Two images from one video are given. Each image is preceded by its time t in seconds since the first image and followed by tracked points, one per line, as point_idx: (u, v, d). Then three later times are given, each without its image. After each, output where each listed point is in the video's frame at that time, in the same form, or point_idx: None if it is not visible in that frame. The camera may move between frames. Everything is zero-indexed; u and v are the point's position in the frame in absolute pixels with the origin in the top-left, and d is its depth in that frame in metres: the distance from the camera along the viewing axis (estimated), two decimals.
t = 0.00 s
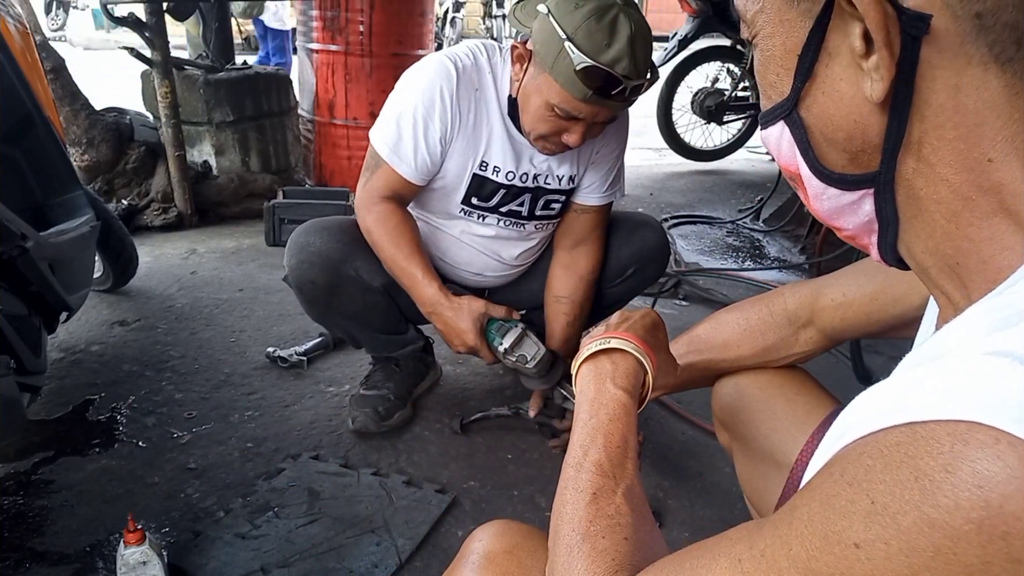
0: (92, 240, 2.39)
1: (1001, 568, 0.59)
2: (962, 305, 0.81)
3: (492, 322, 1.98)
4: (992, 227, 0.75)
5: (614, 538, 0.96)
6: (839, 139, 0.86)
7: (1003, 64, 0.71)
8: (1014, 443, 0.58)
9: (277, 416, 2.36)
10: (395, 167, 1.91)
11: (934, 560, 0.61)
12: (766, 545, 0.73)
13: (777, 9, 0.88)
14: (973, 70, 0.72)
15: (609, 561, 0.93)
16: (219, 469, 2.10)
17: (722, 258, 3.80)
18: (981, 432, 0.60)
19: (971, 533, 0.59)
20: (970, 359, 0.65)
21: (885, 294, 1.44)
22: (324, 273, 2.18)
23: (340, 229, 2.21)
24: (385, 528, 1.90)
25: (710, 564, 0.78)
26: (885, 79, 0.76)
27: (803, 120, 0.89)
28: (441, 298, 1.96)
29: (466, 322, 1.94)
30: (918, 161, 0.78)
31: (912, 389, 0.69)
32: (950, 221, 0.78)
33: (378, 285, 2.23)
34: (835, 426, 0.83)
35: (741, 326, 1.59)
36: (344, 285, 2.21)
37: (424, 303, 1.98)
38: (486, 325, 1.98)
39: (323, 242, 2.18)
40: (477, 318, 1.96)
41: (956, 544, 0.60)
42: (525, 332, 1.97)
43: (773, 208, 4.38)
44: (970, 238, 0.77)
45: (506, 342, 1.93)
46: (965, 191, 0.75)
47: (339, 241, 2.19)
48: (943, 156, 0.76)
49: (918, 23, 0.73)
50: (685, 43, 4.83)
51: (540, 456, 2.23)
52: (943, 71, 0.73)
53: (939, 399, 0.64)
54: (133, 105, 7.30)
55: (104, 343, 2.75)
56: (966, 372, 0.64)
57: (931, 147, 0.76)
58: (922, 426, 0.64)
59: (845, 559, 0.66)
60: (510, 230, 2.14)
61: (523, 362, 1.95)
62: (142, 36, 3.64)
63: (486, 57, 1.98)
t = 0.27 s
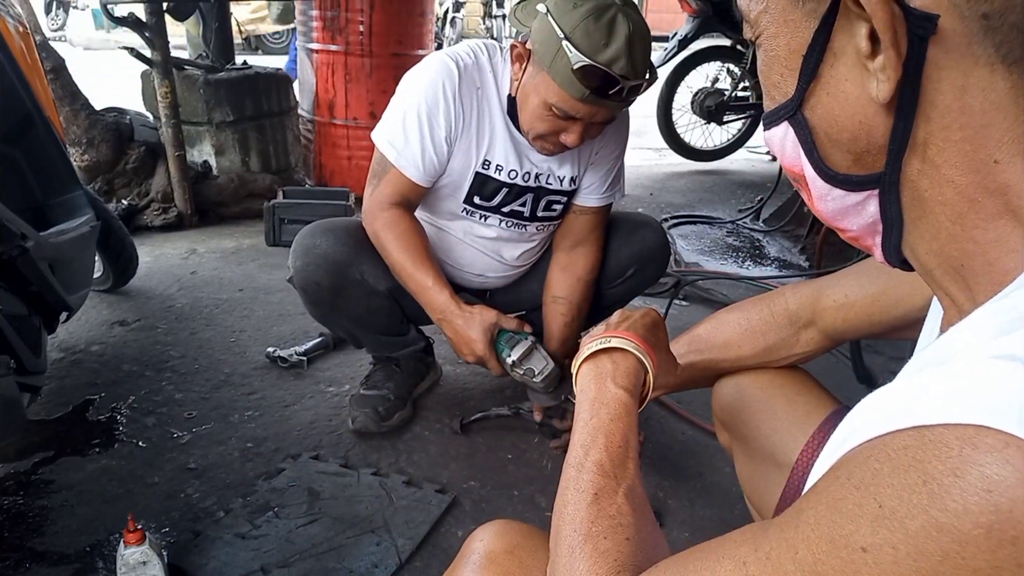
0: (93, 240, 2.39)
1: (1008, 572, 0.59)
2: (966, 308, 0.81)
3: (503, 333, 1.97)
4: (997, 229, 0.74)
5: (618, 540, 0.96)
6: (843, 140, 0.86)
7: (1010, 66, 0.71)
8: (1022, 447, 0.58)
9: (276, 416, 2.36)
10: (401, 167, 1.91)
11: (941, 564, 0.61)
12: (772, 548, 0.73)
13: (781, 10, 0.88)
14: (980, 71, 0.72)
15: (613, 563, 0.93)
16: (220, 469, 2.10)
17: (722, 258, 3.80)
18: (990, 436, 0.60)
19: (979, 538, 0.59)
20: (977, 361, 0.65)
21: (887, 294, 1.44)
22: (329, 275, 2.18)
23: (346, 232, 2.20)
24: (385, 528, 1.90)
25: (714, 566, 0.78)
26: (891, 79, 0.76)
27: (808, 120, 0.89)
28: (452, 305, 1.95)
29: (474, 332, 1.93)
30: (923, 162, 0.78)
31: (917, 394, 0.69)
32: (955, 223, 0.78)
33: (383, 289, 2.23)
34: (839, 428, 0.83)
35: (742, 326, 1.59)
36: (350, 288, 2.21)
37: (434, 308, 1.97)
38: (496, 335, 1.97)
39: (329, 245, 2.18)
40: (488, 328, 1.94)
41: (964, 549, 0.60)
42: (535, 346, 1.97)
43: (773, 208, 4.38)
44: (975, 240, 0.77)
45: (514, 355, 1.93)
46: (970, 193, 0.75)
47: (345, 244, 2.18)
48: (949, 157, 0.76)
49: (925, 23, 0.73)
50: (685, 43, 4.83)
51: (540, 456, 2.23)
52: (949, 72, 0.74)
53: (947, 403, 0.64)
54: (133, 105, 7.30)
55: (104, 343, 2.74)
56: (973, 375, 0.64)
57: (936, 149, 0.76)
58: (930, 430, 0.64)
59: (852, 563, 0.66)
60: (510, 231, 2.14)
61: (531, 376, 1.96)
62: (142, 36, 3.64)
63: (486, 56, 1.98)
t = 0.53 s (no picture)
0: (93, 240, 2.39)
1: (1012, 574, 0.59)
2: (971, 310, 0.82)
3: (507, 330, 1.97)
4: (1004, 230, 0.75)
5: (621, 542, 0.96)
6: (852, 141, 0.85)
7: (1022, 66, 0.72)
8: None
9: (276, 416, 2.36)
10: (401, 172, 1.91)
11: (944, 566, 0.61)
12: (774, 550, 0.73)
13: (787, 11, 0.87)
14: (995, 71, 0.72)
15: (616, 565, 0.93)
16: (220, 469, 2.10)
17: (722, 258, 3.80)
18: (993, 439, 0.60)
19: (983, 540, 0.59)
20: (980, 363, 0.65)
21: (888, 294, 1.44)
22: (330, 280, 2.18)
23: (347, 236, 2.20)
24: (386, 528, 1.89)
25: (716, 567, 0.78)
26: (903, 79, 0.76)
27: (817, 123, 0.88)
28: (456, 305, 1.95)
29: (479, 329, 1.93)
30: (931, 164, 0.78)
31: (921, 395, 0.69)
32: (962, 225, 0.78)
33: (384, 292, 2.23)
34: (841, 430, 0.83)
35: (743, 326, 1.59)
36: (350, 292, 2.21)
37: (438, 309, 1.98)
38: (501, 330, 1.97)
39: (330, 250, 2.18)
40: (492, 325, 1.94)
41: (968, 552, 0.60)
42: (541, 339, 1.97)
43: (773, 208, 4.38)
44: (981, 243, 0.77)
45: (521, 348, 1.93)
46: (979, 195, 0.75)
47: (345, 249, 2.18)
48: (959, 159, 0.75)
49: (949, 22, 0.72)
50: (685, 43, 4.83)
51: (540, 456, 2.23)
52: (965, 71, 0.73)
53: (952, 405, 0.64)
54: (133, 105, 7.31)
55: (104, 343, 2.74)
56: (976, 376, 0.64)
57: (946, 150, 0.76)
58: (932, 432, 0.64)
59: (855, 564, 0.66)
60: (512, 234, 2.13)
61: (539, 368, 1.95)
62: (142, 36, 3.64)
63: (488, 59, 1.98)
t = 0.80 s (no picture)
0: (93, 240, 2.39)
1: None
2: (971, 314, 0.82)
3: (510, 329, 1.97)
4: (1005, 233, 0.75)
5: (620, 544, 0.96)
6: (854, 144, 0.85)
7: None
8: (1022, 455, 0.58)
9: (276, 416, 2.36)
10: (401, 175, 1.91)
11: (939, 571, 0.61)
12: (770, 553, 0.73)
13: (786, 16, 0.86)
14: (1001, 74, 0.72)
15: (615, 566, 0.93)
16: (220, 469, 2.10)
17: (722, 258, 3.80)
18: (988, 444, 0.60)
19: (979, 546, 0.59)
20: (978, 368, 0.65)
21: (888, 293, 1.44)
22: (332, 283, 2.18)
23: (348, 238, 2.20)
24: (386, 528, 1.90)
25: (713, 569, 0.78)
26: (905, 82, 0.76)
27: (818, 128, 0.87)
28: (458, 305, 1.96)
29: (480, 328, 1.93)
30: (933, 169, 0.78)
31: (920, 398, 0.69)
32: (964, 230, 0.78)
33: (386, 294, 2.23)
34: (840, 433, 0.83)
35: (743, 326, 1.59)
36: (351, 294, 2.21)
37: (439, 310, 1.98)
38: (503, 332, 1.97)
39: (331, 252, 2.18)
40: (494, 324, 1.95)
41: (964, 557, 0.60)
42: (543, 339, 1.97)
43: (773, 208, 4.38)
44: (981, 247, 0.77)
45: (523, 348, 1.93)
46: (981, 198, 0.75)
47: (347, 251, 2.18)
48: (962, 163, 0.75)
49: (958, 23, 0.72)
50: (685, 43, 4.83)
51: (541, 456, 2.23)
52: (971, 74, 0.73)
53: (949, 409, 0.64)
54: (133, 105, 7.32)
55: (104, 343, 2.75)
56: (974, 381, 0.64)
57: (949, 154, 0.76)
58: (929, 436, 0.64)
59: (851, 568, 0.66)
60: (513, 236, 2.14)
61: (540, 368, 1.94)
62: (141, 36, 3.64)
63: (488, 62, 1.98)
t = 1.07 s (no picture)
0: (93, 240, 2.39)
1: None
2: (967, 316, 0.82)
3: (509, 333, 1.97)
4: (999, 235, 0.76)
5: (617, 544, 0.96)
6: (849, 147, 0.84)
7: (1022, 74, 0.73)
8: (1013, 455, 0.58)
9: (277, 416, 2.36)
10: (402, 176, 1.91)
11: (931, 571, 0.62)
12: (765, 554, 0.73)
13: (778, 20, 0.85)
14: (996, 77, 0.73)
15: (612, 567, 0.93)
16: (220, 469, 2.10)
17: (722, 258, 3.80)
18: (980, 445, 0.60)
19: (969, 546, 0.60)
20: (973, 369, 0.65)
21: (887, 292, 1.44)
22: (333, 285, 2.18)
23: (349, 240, 2.20)
24: (386, 528, 1.90)
25: (709, 569, 0.78)
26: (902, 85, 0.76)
27: (813, 133, 0.87)
28: (457, 308, 1.95)
29: (482, 334, 1.94)
30: (928, 171, 0.78)
31: (913, 398, 0.69)
32: (959, 232, 0.78)
33: (386, 295, 2.23)
34: (835, 433, 0.83)
35: (743, 326, 1.59)
36: (351, 296, 2.21)
37: (438, 311, 1.98)
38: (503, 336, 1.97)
39: (332, 254, 2.18)
40: (495, 330, 1.95)
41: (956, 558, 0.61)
42: (542, 343, 1.97)
43: (773, 208, 4.38)
44: (976, 249, 0.77)
45: (523, 353, 1.93)
46: (975, 200, 0.76)
47: (348, 253, 2.18)
48: (957, 165, 0.76)
49: (955, 26, 0.73)
50: (685, 43, 4.83)
51: (540, 456, 2.23)
52: (967, 76, 0.74)
53: (941, 409, 0.64)
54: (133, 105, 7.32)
55: (104, 343, 2.75)
56: (972, 381, 0.64)
57: (944, 156, 0.76)
58: (921, 437, 0.64)
59: (844, 569, 0.66)
60: (514, 237, 2.14)
61: (541, 373, 1.95)
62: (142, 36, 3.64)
63: (490, 63, 1.97)
